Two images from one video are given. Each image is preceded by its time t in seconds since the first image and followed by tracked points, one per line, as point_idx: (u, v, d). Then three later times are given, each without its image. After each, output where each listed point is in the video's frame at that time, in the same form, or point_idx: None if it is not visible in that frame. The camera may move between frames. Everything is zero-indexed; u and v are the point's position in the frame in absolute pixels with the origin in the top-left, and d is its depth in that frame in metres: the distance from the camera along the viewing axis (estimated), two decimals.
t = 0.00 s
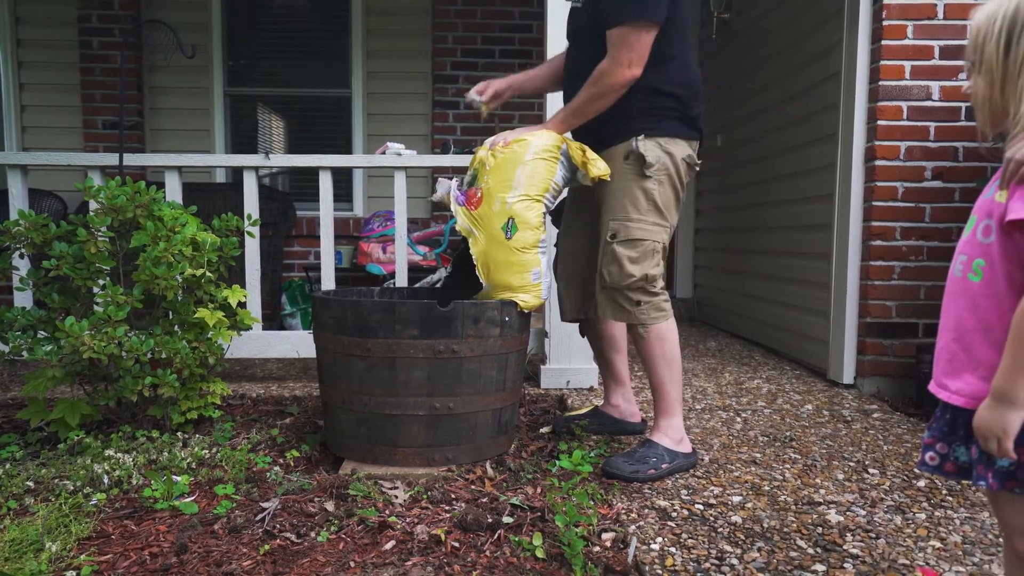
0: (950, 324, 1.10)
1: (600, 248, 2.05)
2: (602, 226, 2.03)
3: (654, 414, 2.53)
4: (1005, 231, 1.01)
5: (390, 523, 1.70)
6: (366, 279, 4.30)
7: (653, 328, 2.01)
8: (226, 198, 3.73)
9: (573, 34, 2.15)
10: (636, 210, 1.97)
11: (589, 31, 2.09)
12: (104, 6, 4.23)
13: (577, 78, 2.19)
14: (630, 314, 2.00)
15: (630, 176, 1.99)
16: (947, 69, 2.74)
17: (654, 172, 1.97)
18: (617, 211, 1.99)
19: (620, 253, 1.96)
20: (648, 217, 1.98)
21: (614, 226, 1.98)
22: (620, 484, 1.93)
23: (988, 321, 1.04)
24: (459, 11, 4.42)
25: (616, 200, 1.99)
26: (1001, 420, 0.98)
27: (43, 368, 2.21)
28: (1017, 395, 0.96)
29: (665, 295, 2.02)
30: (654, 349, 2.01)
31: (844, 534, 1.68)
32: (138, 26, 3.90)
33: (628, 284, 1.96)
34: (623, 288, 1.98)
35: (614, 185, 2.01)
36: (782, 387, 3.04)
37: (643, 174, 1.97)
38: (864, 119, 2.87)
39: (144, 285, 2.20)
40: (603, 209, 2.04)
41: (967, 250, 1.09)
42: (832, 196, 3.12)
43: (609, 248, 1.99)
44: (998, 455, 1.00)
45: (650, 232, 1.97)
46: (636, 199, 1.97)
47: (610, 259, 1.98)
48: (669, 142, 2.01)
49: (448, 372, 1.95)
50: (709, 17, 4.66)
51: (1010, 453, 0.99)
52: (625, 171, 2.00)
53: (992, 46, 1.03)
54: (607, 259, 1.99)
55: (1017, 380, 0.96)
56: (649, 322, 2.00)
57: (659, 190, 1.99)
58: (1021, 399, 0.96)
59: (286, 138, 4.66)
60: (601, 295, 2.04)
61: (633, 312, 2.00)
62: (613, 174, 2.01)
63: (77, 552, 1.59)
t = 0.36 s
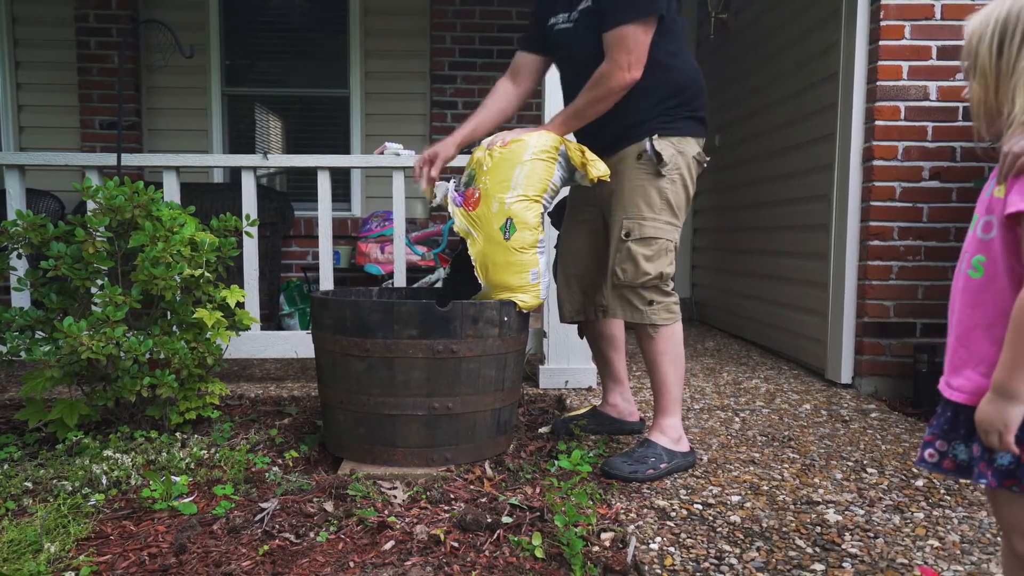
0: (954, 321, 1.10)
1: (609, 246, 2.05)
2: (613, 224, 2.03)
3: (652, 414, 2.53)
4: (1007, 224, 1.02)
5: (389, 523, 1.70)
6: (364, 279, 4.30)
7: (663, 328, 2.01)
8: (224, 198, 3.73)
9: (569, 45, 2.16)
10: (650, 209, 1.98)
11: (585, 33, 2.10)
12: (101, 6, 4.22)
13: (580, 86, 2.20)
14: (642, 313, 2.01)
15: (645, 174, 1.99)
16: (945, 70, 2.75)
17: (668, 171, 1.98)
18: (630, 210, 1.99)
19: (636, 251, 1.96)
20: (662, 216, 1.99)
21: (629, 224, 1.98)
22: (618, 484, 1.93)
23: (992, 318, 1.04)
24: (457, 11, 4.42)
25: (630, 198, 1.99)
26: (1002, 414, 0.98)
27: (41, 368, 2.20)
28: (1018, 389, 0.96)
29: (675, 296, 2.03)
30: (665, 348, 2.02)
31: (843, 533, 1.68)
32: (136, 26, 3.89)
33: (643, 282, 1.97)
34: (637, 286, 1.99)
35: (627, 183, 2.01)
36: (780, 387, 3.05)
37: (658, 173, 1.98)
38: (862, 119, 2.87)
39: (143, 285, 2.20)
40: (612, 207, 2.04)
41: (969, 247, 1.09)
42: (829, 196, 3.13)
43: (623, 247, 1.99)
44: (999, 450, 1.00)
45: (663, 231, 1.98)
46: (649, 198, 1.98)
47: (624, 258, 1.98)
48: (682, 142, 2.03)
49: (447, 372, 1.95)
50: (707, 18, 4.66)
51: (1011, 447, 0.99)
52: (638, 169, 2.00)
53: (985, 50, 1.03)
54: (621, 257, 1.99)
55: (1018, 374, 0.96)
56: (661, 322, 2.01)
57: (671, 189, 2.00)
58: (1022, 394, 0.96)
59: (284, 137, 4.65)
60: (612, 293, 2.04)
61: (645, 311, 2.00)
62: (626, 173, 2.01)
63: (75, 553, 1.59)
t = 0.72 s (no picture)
0: (953, 319, 1.10)
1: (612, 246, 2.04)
2: (615, 224, 2.03)
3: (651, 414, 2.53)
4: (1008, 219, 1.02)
5: (389, 523, 1.70)
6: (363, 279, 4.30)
7: (668, 326, 2.02)
8: (223, 198, 3.73)
9: (562, 49, 2.17)
10: (653, 208, 1.98)
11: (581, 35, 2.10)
12: (99, 6, 4.21)
13: (574, 86, 2.20)
14: (647, 312, 2.01)
15: (646, 173, 1.99)
16: (942, 70, 2.76)
17: (669, 169, 1.98)
18: (632, 209, 1.99)
19: (641, 251, 1.96)
20: (665, 214, 1.99)
21: (633, 224, 1.98)
22: (617, 484, 1.93)
23: (994, 315, 1.04)
24: (455, 12, 4.42)
25: (632, 197, 1.99)
26: (1001, 410, 0.99)
27: (40, 368, 2.20)
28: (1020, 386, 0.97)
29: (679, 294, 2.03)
30: (668, 347, 2.03)
31: (842, 533, 1.69)
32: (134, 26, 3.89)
33: (649, 281, 1.97)
34: (643, 285, 1.99)
35: (628, 183, 2.01)
36: (779, 387, 3.05)
37: (659, 171, 1.98)
38: (860, 119, 2.88)
39: (141, 285, 2.20)
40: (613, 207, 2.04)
41: (967, 246, 1.09)
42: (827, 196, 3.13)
43: (628, 246, 1.99)
44: (1000, 447, 1.00)
45: (666, 229, 1.99)
46: (651, 197, 1.98)
47: (630, 258, 1.98)
48: (680, 138, 2.03)
49: (446, 372, 1.95)
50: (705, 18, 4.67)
51: (1012, 444, 0.99)
52: (638, 169, 2.00)
53: (985, 48, 1.04)
54: (626, 257, 1.99)
55: (1018, 370, 0.96)
56: (666, 321, 2.01)
57: (673, 187, 2.00)
58: (1022, 390, 0.97)
59: (282, 137, 4.65)
60: (617, 293, 2.04)
61: (651, 310, 2.00)
62: (626, 172, 2.01)
63: (75, 553, 1.59)
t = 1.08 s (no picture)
0: (959, 319, 1.10)
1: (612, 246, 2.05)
2: (615, 224, 2.03)
3: (650, 413, 2.54)
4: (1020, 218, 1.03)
5: (388, 523, 1.71)
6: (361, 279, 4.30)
7: (667, 326, 2.02)
8: (221, 197, 3.72)
9: (562, 49, 2.17)
10: (652, 208, 1.98)
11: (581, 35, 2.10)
12: (96, 6, 4.21)
13: (574, 85, 2.20)
14: (646, 313, 2.01)
15: (645, 173, 1.99)
16: (940, 70, 2.76)
17: (668, 169, 1.99)
18: (632, 209, 1.99)
19: (640, 251, 1.97)
20: (664, 215, 1.99)
21: (632, 224, 1.98)
22: (617, 484, 1.93)
23: (1003, 316, 1.05)
24: (453, 12, 4.42)
25: (632, 197, 2.00)
26: (1016, 408, 0.99)
27: (38, 369, 2.20)
28: None
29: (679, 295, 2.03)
30: (667, 347, 2.03)
31: (840, 532, 1.69)
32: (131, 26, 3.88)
33: (649, 281, 1.97)
34: (642, 285, 1.99)
35: (628, 184, 2.01)
36: (777, 386, 3.06)
37: (658, 171, 1.98)
38: (858, 119, 2.88)
39: (140, 285, 2.19)
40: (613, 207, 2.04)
41: (973, 246, 1.09)
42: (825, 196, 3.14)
43: (627, 247, 1.99)
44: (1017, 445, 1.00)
45: (666, 230, 1.99)
46: (651, 197, 1.98)
47: (629, 258, 1.98)
48: (679, 138, 2.03)
49: (445, 372, 1.95)
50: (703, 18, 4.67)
51: None
52: (638, 168, 2.00)
53: (994, 45, 1.04)
54: (625, 258, 1.99)
55: None
56: (666, 321, 2.01)
57: (672, 188, 2.00)
58: None
59: (280, 137, 4.65)
60: (617, 294, 2.04)
61: (650, 310, 2.00)
62: (626, 173, 2.02)
63: (73, 554, 1.58)
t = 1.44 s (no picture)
0: (968, 324, 1.10)
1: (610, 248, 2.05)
2: (613, 225, 2.03)
3: (648, 413, 2.54)
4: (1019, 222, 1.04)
5: (387, 523, 1.71)
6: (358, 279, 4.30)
7: (664, 328, 2.02)
8: (219, 197, 3.72)
9: (564, 48, 2.18)
10: (650, 210, 1.98)
11: (583, 34, 2.10)
12: (94, 6, 4.20)
13: (576, 84, 2.20)
14: (643, 314, 2.01)
15: (643, 174, 1.99)
16: (938, 70, 2.77)
17: (666, 171, 1.99)
18: (630, 210, 2.00)
19: (636, 253, 1.97)
20: (662, 216, 2.00)
21: (629, 226, 1.99)
22: (616, 484, 1.94)
23: (1008, 320, 1.06)
24: (452, 12, 4.42)
25: (630, 199, 2.00)
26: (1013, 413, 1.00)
27: (37, 369, 2.19)
28: None
29: (676, 296, 2.03)
30: (665, 348, 2.03)
31: (839, 531, 1.69)
32: (129, 26, 3.88)
33: (645, 283, 1.97)
34: (639, 287, 1.99)
35: (626, 185, 2.02)
36: (775, 386, 3.06)
37: (655, 172, 1.98)
38: (856, 119, 2.89)
39: (138, 286, 2.19)
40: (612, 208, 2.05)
41: (976, 250, 1.10)
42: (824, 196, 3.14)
43: (623, 248, 1.99)
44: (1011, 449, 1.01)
45: (663, 231, 1.99)
46: (649, 198, 1.99)
47: (626, 259, 1.99)
48: (679, 140, 2.03)
49: (445, 372, 1.95)
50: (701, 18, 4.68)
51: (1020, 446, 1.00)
52: (636, 170, 2.01)
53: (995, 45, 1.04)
54: (622, 259, 2.00)
55: None
56: (663, 322, 2.01)
57: (671, 189, 2.00)
58: None
59: (277, 137, 4.64)
60: (614, 295, 2.04)
61: (647, 312, 2.00)
62: (625, 174, 2.02)
63: (72, 555, 1.58)
